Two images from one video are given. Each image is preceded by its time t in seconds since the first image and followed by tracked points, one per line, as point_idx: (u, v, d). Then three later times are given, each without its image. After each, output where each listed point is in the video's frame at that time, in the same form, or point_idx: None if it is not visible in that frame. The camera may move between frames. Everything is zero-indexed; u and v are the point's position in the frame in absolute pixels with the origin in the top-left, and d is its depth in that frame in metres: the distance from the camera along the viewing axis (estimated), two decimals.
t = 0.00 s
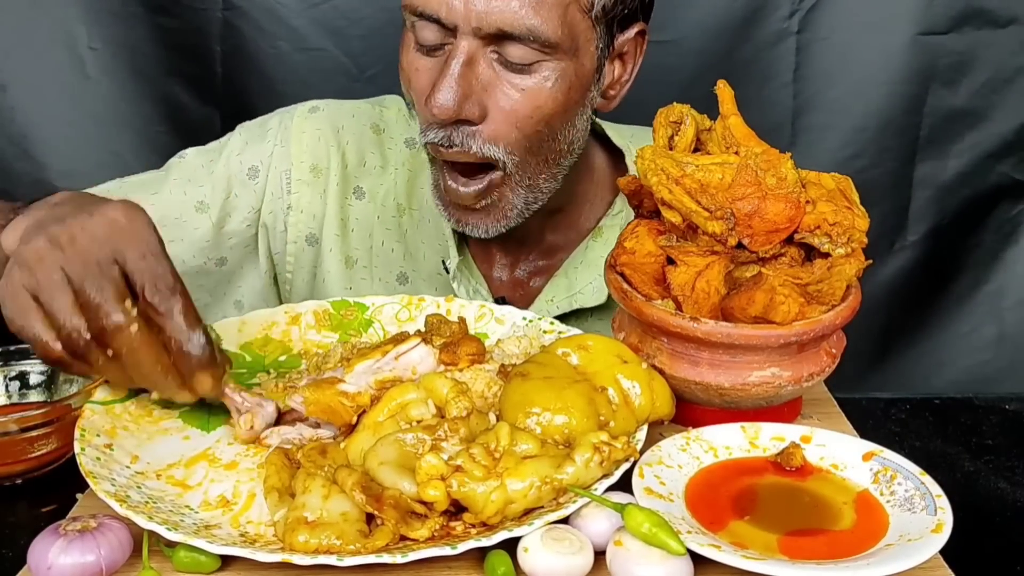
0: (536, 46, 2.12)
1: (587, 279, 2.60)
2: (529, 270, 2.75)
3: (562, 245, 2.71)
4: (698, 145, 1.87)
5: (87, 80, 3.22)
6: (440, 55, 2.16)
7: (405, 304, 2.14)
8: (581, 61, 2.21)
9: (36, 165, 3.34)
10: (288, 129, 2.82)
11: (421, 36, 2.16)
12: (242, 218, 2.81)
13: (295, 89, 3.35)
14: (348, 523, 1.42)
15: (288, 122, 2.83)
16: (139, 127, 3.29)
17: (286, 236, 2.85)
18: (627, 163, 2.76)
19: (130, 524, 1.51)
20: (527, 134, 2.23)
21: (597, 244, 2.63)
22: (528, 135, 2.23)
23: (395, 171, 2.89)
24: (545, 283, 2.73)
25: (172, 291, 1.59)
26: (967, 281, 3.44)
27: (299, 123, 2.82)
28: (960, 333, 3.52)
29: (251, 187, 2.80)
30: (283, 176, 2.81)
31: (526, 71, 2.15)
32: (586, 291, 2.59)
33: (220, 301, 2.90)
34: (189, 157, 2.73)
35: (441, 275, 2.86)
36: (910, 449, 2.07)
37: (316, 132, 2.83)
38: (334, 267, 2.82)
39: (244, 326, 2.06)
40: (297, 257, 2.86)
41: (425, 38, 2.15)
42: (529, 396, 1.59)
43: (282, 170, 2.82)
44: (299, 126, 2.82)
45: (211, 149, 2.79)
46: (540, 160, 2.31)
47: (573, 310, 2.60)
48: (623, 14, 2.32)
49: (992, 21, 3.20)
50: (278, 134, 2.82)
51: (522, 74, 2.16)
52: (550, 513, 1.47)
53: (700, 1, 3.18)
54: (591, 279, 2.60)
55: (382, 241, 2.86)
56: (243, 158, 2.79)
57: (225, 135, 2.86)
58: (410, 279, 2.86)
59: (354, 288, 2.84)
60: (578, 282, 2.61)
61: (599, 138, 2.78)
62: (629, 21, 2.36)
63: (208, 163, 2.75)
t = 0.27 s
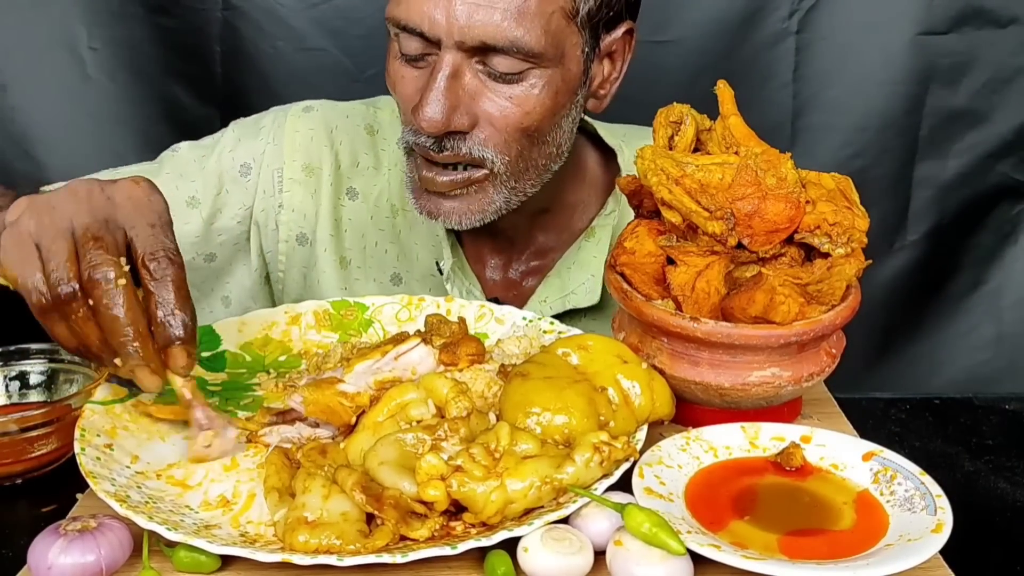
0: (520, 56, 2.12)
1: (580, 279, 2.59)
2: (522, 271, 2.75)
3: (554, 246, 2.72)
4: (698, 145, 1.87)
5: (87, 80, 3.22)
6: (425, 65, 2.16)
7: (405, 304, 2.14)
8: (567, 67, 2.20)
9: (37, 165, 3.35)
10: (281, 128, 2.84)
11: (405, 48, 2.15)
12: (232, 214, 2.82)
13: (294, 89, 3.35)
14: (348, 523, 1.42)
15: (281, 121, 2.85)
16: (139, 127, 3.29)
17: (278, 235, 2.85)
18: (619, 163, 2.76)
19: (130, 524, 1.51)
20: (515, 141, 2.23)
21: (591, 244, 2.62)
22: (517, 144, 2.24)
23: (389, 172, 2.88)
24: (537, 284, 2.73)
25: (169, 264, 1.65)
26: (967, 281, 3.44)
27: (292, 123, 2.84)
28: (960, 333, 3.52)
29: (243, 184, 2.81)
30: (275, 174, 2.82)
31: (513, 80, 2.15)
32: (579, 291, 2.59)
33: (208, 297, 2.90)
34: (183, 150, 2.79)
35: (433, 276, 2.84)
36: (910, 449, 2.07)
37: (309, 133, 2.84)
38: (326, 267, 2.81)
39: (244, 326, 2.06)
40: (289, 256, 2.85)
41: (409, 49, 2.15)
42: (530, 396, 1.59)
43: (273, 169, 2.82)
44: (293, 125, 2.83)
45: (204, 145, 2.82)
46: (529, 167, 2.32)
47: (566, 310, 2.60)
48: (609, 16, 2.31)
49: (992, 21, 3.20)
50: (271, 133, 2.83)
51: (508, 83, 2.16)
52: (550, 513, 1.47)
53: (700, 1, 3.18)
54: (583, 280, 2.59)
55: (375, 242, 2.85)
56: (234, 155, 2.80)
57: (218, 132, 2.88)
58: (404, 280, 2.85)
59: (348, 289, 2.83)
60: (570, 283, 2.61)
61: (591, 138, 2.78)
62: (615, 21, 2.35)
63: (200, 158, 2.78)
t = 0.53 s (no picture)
0: (493, 24, 2.11)
1: (555, 283, 2.57)
2: (500, 278, 2.72)
3: (530, 252, 2.69)
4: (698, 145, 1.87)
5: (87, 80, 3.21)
6: (393, 44, 2.13)
7: (405, 304, 2.14)
8: (539, 41, 2.20)
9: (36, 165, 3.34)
10: (269, 117, 2.85)
11: (373, 28, 2.12)
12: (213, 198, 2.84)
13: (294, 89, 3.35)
14: (348, 523, 1.42)
15: (269, 113, 2.85)
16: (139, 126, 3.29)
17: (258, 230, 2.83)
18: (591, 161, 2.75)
19: (130, 524, 1.51)
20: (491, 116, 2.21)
21: (565, 247, 2.60)
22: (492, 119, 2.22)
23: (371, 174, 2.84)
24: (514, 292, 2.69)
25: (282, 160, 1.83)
26: (967, 281, 3.44)
27: (280, 114, 2.84)
28: (960, 333, 3.52)
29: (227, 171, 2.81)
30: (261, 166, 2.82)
31: (485, 51, 2.14)
32: (554, 295, 2.57)
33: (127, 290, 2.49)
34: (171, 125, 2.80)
35: (411, 283, 2.78)
36: (910, 449, 2.07)
37: (295, 124, 2.83)
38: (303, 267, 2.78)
39: (244, 326, 2.06)
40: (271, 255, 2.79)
41: (377, 28, 2.12)
42: (530, 396, 1.59)
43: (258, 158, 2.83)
44: (280, 116, 2.83)
45: (191, 128, 2.83)
46: (503, 147, 2.30)
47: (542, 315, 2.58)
48: None
49: (992, 21, 3.20)
50: (258, 121, 2.85)
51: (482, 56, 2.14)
52: (550, 513, 1.47)
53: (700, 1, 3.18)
54: (557, 285, 2.57)
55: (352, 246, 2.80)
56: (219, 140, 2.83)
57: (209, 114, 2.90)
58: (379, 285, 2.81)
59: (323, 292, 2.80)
60: (546, 287, 2.59)
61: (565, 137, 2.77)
62: (579, 6, 2.37)
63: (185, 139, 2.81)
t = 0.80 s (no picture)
0: (498, 38, 2.10)
1: (554, 292, 2.57)
2: (500, 285, 2.74)
3: (530, 261, 2.73)
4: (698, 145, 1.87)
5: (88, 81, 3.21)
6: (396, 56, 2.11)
7: (405, 304, 2.14)
8: (543, 56, 2.20)
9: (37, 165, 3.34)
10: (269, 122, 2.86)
11: (376, 39, 2.10)
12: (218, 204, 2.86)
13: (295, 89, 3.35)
14: (348, 523, 1.42)
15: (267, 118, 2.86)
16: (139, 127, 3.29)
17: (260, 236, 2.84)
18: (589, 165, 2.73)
19: (130, 524, 1.51)
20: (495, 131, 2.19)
21: (565, 254, 2.59)
22: (497, 132, 2.20)
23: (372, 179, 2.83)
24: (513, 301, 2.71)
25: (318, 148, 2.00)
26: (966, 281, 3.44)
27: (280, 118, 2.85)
28: (960, 333, 3.52)
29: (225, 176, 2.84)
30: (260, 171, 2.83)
31: (489, 66, 2.13)
32: (552, 304, 2.57)
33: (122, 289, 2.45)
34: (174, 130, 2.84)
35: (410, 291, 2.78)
36: (910, 449, 2.07)
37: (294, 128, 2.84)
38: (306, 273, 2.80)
39: (243, 326, 2.05)
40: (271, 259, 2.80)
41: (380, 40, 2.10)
42: (530, 395, 1.59)
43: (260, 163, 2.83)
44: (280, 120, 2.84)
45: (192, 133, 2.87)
46: (509, 159, 2.27)
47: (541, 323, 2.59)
48: (579, 12, 2.32)
49: (992, 21, 3.20)
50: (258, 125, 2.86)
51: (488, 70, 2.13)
52: (550, 513, 1.47)
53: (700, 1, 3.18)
54: (554, 294, 2.57)
55: (352, 253, 2.80)
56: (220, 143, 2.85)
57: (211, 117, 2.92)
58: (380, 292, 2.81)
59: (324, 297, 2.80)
60: (545, 294, 2.59)
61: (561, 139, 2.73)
62: (583, 19, 2.36)
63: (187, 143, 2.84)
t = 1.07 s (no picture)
0: (513, 24, 2.11)
1: (584, 277, 2.58)
2: (526, 269, 2.76)
3: (558, 246, 2.74)
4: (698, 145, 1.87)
5: (88, 81, 3.21)
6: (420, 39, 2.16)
7: (405, 304, 2.14)
8: (561, 43, 2.21)
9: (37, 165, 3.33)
10: (287, 127, 2.87)
11: (402, 21, 2.15)
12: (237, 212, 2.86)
13: (295, 89, 3.35)
14: (349, 523, 1.42)
15: (287, 120, 2.88)
16: (139, 127, 3.29)
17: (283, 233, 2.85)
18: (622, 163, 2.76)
19: (130, 524, 1.51)
20: (509, 116, 2.22)
21: (594, 241, 2.61)
22: (508, 120, 2.23)
23: (393, 168, 2.88)
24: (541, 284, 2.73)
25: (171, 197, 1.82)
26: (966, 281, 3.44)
27: (298, 122, 2.87)
28: (959, 333, 3.52)
29: (248, 182, 2.84)
30: (282, 171, 2.85)
31: (505, 53, 2.14)
32: (582, 289, 2.58)
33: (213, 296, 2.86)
34: (189, 147, 2.80)
35: (437, 273, 2.83)
36: (910, 449, 2.07)
37: (314, 129, 2.86)
38: (327, 266, 2.79)
39: (244, 326, 2.06)
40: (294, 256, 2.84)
41: (405, 22, 2.15)
42: (530, 396, 1.59)
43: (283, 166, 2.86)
44: (298, 123, 2.86)
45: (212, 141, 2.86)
46: (522, 146, 2.31)
47: (568, 308, 2.58)
48: None
49: (992, 21, 3.20)
50: (277, 131, 2.87)
51: (505, 55, 2.15)
52: (550, 513, 1.46)
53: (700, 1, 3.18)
54: (585, 278, 2.58)
55: (378, 240, 2.84)
56: (243, 152, 2.84)
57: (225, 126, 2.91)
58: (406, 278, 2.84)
59: (346, 288, 2.79)
60: (574, 279, 2.59)
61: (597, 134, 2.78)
62: (611, 10, 2.37)
63: (204, 155, 2.82)
